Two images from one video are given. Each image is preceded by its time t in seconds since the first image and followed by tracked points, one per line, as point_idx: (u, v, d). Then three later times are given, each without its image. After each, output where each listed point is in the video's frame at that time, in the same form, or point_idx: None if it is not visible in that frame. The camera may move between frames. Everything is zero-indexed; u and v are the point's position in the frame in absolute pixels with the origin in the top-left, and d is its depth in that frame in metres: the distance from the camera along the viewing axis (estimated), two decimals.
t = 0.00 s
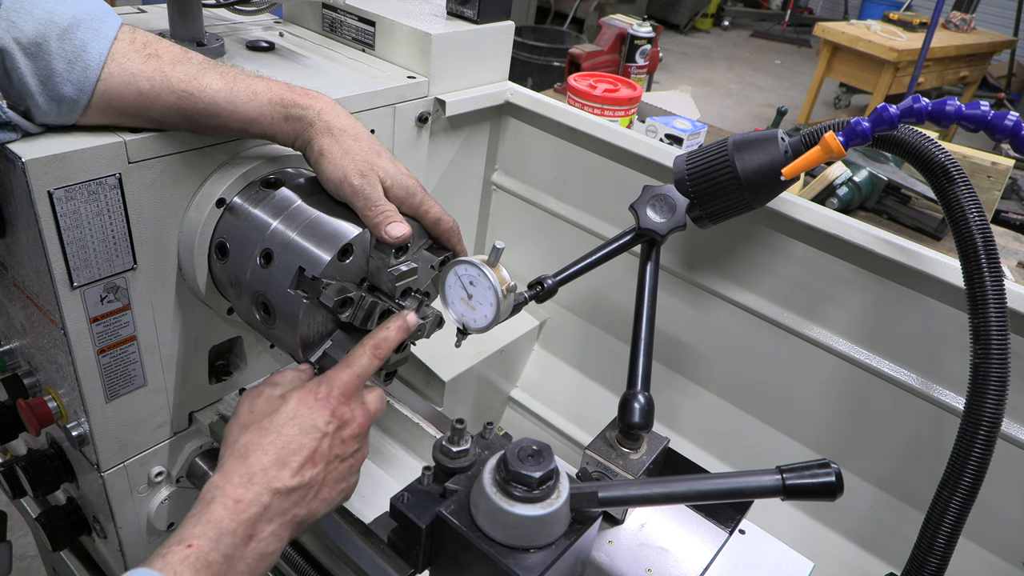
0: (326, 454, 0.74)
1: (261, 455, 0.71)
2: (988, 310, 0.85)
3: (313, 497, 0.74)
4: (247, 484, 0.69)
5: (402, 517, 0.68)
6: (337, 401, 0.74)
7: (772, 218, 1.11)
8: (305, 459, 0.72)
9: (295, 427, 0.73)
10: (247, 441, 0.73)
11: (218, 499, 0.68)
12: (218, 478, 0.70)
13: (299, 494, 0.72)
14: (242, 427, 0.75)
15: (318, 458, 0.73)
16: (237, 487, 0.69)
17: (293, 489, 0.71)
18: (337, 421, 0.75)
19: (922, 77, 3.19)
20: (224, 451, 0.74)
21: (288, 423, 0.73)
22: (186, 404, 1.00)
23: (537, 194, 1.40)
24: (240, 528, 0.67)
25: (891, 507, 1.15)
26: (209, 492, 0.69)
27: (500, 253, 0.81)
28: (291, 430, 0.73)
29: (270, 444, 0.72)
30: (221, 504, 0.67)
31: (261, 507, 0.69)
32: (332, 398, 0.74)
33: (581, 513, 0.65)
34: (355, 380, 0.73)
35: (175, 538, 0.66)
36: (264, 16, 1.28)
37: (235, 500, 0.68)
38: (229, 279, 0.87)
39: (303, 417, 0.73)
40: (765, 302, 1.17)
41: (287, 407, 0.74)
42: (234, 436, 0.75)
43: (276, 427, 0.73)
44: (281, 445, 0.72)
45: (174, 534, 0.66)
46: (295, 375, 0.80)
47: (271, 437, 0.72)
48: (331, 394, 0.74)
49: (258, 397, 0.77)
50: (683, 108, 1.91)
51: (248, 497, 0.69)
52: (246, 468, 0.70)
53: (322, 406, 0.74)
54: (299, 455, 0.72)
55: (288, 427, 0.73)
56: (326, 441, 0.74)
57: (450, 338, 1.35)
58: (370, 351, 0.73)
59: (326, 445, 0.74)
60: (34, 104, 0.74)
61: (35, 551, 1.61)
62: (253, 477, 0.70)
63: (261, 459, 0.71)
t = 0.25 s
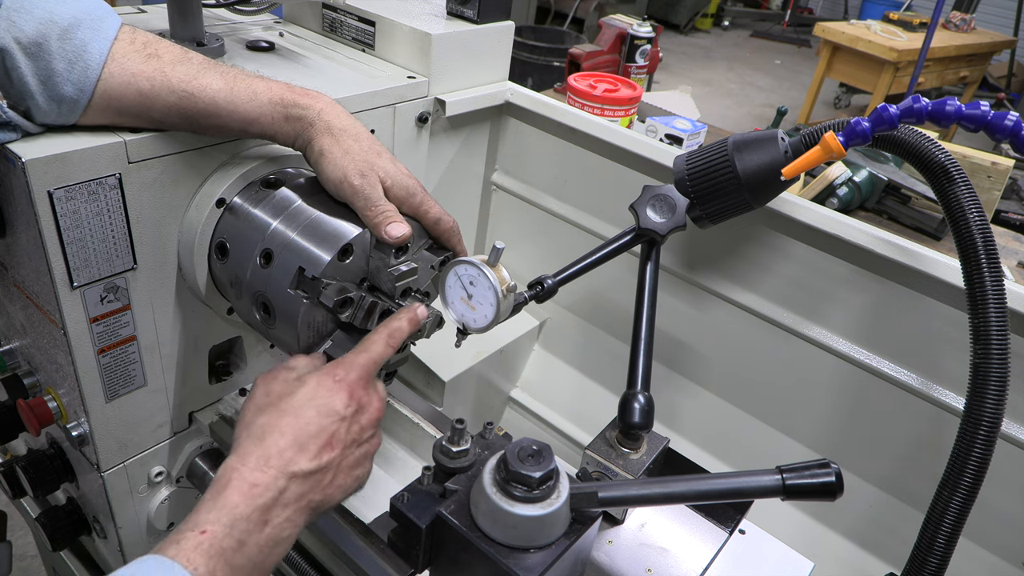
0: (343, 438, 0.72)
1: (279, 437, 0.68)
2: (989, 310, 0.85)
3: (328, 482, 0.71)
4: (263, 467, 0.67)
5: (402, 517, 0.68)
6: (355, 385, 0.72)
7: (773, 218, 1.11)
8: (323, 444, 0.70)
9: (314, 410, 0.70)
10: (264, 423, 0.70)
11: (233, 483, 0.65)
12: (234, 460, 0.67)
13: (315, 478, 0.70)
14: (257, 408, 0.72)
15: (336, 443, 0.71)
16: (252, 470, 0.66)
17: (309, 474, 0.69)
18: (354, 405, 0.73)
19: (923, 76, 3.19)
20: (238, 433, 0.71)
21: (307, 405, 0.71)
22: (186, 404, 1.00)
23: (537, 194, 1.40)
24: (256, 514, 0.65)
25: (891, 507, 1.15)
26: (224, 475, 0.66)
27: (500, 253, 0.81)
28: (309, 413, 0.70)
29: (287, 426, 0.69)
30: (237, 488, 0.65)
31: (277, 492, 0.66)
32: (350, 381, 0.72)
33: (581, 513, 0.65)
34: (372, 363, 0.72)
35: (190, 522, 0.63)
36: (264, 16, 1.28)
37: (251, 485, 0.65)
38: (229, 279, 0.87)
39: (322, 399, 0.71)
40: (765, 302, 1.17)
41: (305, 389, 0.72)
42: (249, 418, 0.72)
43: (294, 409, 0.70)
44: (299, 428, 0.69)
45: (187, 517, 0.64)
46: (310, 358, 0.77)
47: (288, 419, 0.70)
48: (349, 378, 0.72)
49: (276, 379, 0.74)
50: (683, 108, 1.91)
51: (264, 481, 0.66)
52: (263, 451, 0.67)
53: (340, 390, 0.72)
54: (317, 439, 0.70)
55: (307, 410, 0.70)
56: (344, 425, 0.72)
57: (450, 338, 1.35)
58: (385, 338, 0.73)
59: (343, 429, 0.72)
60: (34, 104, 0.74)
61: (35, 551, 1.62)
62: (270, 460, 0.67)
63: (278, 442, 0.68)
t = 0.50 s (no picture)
0: (333, 500, 0.76)
1: (268, 493, 0.74)
2: (989, 310, 0.85)
3: (314, 545, 0.74)
4: (250, 523, 0.73)
5: (402, 517, 0.68)
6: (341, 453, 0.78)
7: (773, 218, 1.11)
8: (311, 503, 0.75)
9: (303, 468, 0.76)
10: (253, 479, 0.76)
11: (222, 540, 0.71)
12: (222, 515, 0.73)
13: (300, 540, 0.74)
14: (249, 463, 0.78)
15: (325, 503, 0.75)
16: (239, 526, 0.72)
17: (296, 533, 0.74)
18: (344, 467, 0.78)
19: (923, 77, 3.19)
20: (231, 486, 0.77)
21: (296, 464, 0.77)
22: (186, 404, 1.00)
23: (537, 194, 1.40)
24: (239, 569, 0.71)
25: (891, 507, 1.15)
26: (212, 529, 0.73)
27: (500, 253, 0.81)
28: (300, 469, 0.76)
29: (276, 484, 0.75)
30: (223, 542, 0.71)
31: (262, 549, 0.72)
32: (337, 445, 0.79)
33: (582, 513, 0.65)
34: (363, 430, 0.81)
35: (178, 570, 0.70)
36: (264, 16, 1.28)
37: (237, 539, 0.71)
38: (229, 279, 0.87)
39: (309, 460, 0.77)
40: (765, 302, 1.17)
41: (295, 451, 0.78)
42: (241, 473, 0.78)
43: (284, 467, 0.76)
44: (289, 486, 0.75)
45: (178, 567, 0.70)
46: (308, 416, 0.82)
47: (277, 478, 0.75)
48: (335, 439, 0.79)
49: (274, 436, 0.80)
50: (683, 108, 1.91)
51: (252, 536, 0.72)
52: (251, 507, 0.74)
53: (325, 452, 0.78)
54: (305, 498, 0.75)
55: (296, 470, 0.76)
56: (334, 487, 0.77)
57: (450, 338, 1.35)
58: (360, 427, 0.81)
59: (333, 491, 0.76)
60: (34, 104, 0.74)
61: (35, 551, 1.61)
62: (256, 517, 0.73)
63: (268, 499, 0.74)
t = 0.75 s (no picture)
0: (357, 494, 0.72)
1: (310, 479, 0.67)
2: (988, 310, 0.85)
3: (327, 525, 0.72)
4: (290, 506, 0.66)
5: (402, 517, 0.68)
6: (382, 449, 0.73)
7: (773, 218, 1.11)
8: (339, 495, 0.70)
9: (346, 463, 0.70)
10: (296, 457, 0.68)
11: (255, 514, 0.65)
12: (263, 486, 0.66)
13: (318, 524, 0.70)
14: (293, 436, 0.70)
15: (349, 496, 0.71)
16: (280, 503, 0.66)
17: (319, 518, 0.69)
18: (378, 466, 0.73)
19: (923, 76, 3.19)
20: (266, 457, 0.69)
21: (341, 455, 0.70)
22: (186, 404, 1.00)
23: (537, 194, 1.40)
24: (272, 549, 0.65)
25: (891, 507, 1.15)
26: (252, 501, 0.65)
27: (500, 253, 0.81)
28: (344, 459, 0.70)
29: (320, 468, 0.68)
30: (263, 519, 0.65)
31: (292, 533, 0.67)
32: (379, 443, 0.73)
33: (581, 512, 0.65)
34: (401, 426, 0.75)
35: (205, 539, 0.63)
36: (263, 16, 1.28)
37: (275, 520, 0.65)
38: (229, 278, 0.87)
39: (356, 457, 0.71)
40: (765, 302, 1.17)
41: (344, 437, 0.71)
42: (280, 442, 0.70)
43: (330, 453, 0.69)
44: (333, 473, 0.69)
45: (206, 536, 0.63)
46: (364, 387, 0.73)
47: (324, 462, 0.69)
48: (380, 437, 0.73)
49: (321, 407, 0.72)
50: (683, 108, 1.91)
51: (287, 518, 0.66)
52: (293, 489, 0.67)
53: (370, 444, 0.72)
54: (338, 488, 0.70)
55: (341, 458, 0.70)
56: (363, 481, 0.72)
57: (450, 339, 1.35)
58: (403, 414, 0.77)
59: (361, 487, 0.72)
60: (34, 104, 0.74)
61: (35, 551, 1.62)
62: (296, 502, 0.67)
63: (308, 482, 0.68)
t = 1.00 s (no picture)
0: (318, 457, 0.66)
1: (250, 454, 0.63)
2: (988, 310, 0.85)
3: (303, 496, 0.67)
4: (235, 481, 0.62)
5: (401, 517, 0.68)
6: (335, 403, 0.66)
7: (773, 218, 1.11)
8: (295, 462, 0.64)
9: (288, 428, 0.64)
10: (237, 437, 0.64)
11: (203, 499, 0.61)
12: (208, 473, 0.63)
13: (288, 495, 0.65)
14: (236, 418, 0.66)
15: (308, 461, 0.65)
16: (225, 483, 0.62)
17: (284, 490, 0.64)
18: (332, 424, 0.66)
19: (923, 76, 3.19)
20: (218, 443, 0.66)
21: (281, 423, 0.64)
22: (186, 404, 1.00)
23: (537, 194, 1.40)
24: (232, 526, 0.61)
25: (891, 506, 1.15)
26: (199, 488, 0.62)
27: (500, 253, 0.81)
28: (281, 428, 0.64)
29: (259, 442, 0.63)
30: (211, 500, 0.61)
31: (249, 506, 0.62)
32: (328, 401, 0.66)
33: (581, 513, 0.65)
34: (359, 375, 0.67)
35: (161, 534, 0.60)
36: (264, 16, 1.28)
37: (224, 497, 0.61)
38: (229, 279, 0.87)
39: (296, 418, 0.65)
40: (765, 302, 1.17)
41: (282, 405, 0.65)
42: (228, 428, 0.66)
43: (267, 425, 0.64)
44: (274, 443, 0.64)
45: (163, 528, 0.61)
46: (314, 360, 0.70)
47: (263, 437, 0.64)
48: (326, 394, 0.66)
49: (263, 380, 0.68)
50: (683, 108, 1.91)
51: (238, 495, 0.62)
52: (235, 467, 0.62)
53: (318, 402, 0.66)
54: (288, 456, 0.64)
55: (280, 425, 0.64)
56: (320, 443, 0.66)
57: (450, 338, 1.35)
58: (376, 350, 0.68)
59: (318, 448, 0.66)
60: (34, 104, 0.74)
61: (35, 551, 1.62)
62: (240, 477, 0.62)
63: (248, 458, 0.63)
